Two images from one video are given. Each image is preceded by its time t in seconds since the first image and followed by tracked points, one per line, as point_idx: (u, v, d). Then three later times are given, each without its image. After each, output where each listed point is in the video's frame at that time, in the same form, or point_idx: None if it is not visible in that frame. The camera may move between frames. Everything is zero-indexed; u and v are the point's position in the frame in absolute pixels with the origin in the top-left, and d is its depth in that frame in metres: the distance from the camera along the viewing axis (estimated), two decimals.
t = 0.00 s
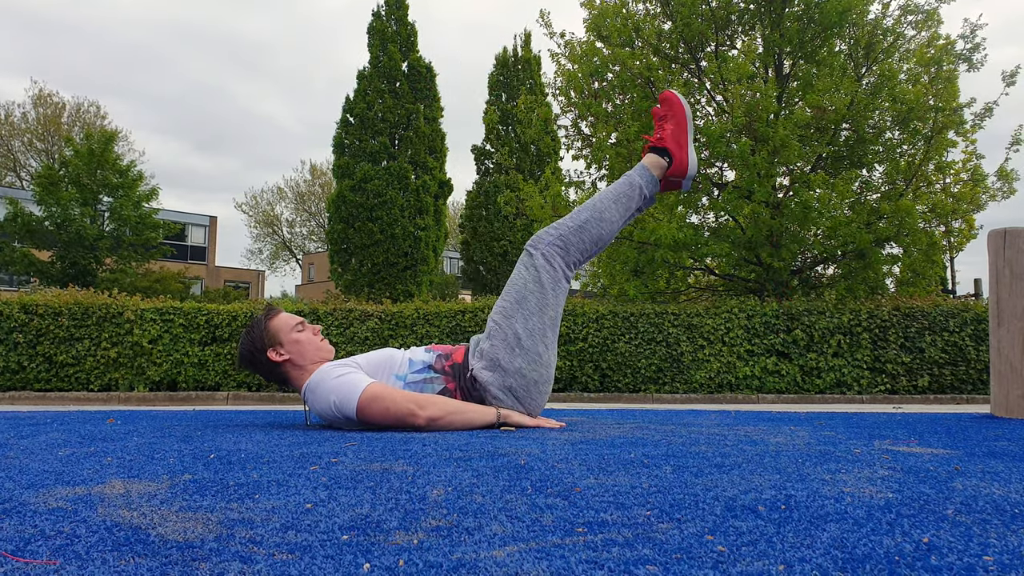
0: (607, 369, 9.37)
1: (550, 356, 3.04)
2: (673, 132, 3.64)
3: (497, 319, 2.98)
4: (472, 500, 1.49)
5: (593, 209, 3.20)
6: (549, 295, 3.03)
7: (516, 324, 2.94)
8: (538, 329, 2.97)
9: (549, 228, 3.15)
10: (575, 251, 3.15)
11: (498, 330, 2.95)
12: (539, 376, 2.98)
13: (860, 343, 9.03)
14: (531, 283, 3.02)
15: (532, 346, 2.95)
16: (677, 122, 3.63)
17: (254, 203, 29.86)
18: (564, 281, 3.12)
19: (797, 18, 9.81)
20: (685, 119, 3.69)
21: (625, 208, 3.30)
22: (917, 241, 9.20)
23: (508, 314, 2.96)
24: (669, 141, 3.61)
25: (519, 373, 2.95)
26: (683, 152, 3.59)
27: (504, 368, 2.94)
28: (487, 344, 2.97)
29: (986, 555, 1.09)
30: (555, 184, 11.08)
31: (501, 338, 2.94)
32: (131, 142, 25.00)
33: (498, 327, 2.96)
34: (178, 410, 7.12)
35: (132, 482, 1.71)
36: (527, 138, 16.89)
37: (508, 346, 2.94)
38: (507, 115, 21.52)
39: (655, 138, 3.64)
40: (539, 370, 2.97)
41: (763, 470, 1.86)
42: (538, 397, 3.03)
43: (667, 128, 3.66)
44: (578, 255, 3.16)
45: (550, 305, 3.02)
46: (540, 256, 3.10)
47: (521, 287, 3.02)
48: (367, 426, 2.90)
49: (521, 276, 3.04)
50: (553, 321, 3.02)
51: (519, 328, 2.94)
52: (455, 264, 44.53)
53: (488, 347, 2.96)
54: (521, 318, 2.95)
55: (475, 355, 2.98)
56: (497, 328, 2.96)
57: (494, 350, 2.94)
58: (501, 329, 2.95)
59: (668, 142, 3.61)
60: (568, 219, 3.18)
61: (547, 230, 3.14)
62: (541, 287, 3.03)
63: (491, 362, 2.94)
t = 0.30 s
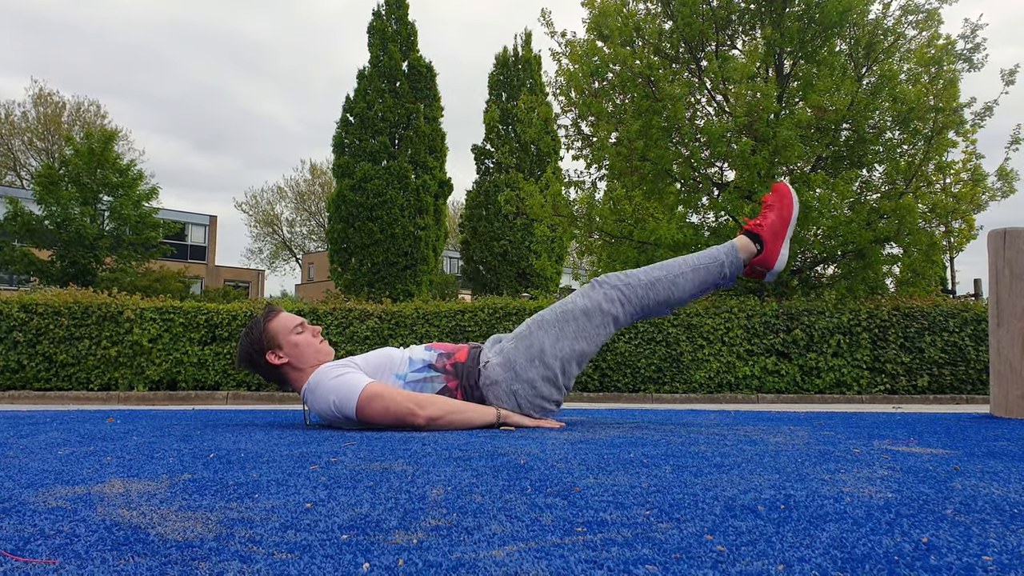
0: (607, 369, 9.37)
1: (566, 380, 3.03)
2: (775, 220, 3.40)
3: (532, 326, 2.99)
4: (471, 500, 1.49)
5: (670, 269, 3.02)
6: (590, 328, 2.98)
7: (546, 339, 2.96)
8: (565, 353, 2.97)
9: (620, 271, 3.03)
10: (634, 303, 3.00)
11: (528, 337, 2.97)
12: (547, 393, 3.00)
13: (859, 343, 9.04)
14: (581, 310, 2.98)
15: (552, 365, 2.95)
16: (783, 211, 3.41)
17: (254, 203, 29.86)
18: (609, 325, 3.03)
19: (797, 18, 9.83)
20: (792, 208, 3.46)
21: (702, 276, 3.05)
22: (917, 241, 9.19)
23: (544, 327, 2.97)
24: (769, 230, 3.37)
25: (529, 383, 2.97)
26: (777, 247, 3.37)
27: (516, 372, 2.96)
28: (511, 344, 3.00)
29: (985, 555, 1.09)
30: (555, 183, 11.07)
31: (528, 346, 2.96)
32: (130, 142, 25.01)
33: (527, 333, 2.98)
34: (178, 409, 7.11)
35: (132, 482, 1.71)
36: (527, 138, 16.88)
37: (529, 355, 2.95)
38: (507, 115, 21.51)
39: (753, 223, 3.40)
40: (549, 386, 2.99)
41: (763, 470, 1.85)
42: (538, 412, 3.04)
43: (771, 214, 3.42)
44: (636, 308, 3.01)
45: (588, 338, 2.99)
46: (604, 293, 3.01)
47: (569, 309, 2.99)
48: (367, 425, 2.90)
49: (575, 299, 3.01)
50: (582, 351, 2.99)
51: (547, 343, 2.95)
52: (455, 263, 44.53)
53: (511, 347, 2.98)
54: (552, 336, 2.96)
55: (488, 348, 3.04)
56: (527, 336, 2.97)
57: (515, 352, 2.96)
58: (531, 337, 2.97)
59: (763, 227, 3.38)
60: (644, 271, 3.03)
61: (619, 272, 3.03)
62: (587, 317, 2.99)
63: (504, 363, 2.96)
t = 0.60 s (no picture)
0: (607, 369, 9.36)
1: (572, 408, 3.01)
2: (829, 323, 2.98)
3: (560, 347, 2.98)
4: (471, 500, 1.49)
5: (715, 347, 2.82)
6: (611, 373, 2.91)
7: (566, 361, 2.95)
8: (579, 384, 2.94)
9: (665, 334, 2.89)
10: (663, 368, 2.85)
11: (551, 356, 2.96)
12: (549, 412, 3.00)
13: (860, 343, 9.04)
14: (612, 350, 2.91)
15: (561, 390, 2.95)
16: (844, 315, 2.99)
17: (254, 203, 29.87)
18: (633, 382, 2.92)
19: (797, 17, 9.85)
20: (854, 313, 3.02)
21: (744, 365, 2.80)
22: (917, 241, 9.19)
23: (570, 351, 2.96)
24: (821, 330, 2.95)
25: (535, 397, 2.98)
26: (823, 350, 2.95)
27: (525, 383, 2.97)
28: (533, 352, 3.01)
29: (986, 555, 1.09)
30: (555, 182, 11.07)
31: (547, 362, 2.96)
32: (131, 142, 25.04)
33: (552, 355, 2.97)
34: (178, 409, 7.11)
35: (132, 482, 1.71)
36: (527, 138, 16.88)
37: (542, 372, 2.96)
38: (507, 115, 21.52)
39: (805, 320, 3.00)
40: (552, 406, 2.99)
41: (763, 470, 1.85)
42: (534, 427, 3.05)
43: (826, 316, 3.00)
44: (662, 373, 2.85)
45: (606, 380, 2.92)
46: (640, 348, 2.89)
47: (600, 345, 2.94)
48: (367, 425, 2.89)
49: (609, 339, 2.94)
50: (596, 390, 2.94)
51: (565, 366, 2.94)
52: (455, 263, 44.53)
53: (531, 355, 3.00)
54: (571, 364, 2.94)
55: (508, 354, 3.05)
56: (550, 355, 2.97)
57: (532, 365, 2.97)
58: (553, 357, 2.96)
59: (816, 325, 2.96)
60: (688, 340, 2.86)
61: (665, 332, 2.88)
62: (613, 360, 2.91)
63: (516, 370, 2.98)
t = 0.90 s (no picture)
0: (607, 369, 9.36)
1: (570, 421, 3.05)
2: (847, 382, 2.99)
3: (576, 363, 2.98)
4: (471, 500, 1.49)
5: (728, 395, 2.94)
6: (620, 400, 2.96)
7: (578, 379, 2.96)
8: (586, 403, 2.98)
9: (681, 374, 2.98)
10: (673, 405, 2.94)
11: (567, 372, 2.96)
12: (546, 420, 3.02)
13: (859, 343, 9.04)
14: (627, 378, 2.95)
15: (567, 405, 2.98)
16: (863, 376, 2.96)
17: (254, 202, 29.86)
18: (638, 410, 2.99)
19: (797, 17, 9.84)
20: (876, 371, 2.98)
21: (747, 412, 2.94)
22: (917, 241, 9.18)
23: (586, 370, 2.96)
24: (836, 389, 3.00)
25: (539, 406, 2.99)
26: (836, 405, 3.05)
27: (533, 391, 2.98)
28: (547, 360, 3.00)
29: (986, 555, 1.09)
30: (555, 182, 11.06)
31: (560, 376, 2.96)
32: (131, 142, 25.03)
33: (566, 367, 2.97)
34: (178, 409, 7.10)
35: (132, 482, 1.71)
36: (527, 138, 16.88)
37: (552, 381, 2.97)
38: (507, 115, 21.52)
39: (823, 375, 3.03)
40: (552, 416, 3.01)
41: (763, 471, 1.85)
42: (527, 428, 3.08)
43: (845, 373, 3.00)
44: (668, 410, 2.94)
45: (613, 404, 2.97)
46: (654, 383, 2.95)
47: (617, 370, 2.96)
48: (367, 427, 2.89)
49: (626, 366, 2.97)
50: (600, 412, 2.99)
51: (576, 384, 2.96)
52: (455, 263, 44.53)
53: (545, 364, 2.98)
54: (583, 381, 2.95)
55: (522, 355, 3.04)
56: (565, 366, 2.97)
57: (545, 376, 2.97)
58: (568, 374, 2.96)
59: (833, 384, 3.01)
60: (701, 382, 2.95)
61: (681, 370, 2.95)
62: (625, 387, 2.95)
63: (527, 373, 2.97)
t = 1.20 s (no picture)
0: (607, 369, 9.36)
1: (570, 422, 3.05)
2: (844, 380, 3.00)
3: (576, 363, 2.98)
4: (472, 500, 1.49)
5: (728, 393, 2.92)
6: (619, 399, 2.95)
7: (578, 377, 2.96)
8: (585, 402, 2.98)
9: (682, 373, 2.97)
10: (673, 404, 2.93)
11: (568, 371, 2.96)
12: (545, 420, 3.02)
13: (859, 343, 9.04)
14: (626, 376, 2.94)
15: (568, 404, 2.99)
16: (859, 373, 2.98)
17: (254, 202, 29.87)
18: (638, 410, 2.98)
19: (797, 17, 9.86)
20: (872, 368, 2.99)
21: (748, 410, 2.93)
22: (917, 241, 9.17)
23: (585, 369, 2.96)
24: (834, 386, 3.00)
25: (539, 406, 2.99)
26: (834, 403, 3.04)
27: (532, 390, 2.98)
28: (546, 359, 3.00)
29: (986, 555, 1.09)
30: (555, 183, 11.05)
31: (560, 374, 2.96)
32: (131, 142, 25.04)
33: (565, 366, 2.97)
34: (179, 410, 7.10)
35: (132, 482, 1.71)
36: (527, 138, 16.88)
37: (552, 380, 2.97)
38: (507, 115, 21.52)
39: (820, 372, 3.04)
40: (551, 415, 3.01)
41: (763, 471, 1.85)
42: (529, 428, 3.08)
43: (841, 370, 3.01)
44: (668, 409, 2.93)
45: (613, 404, 2.97)
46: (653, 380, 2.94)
47: (616, 370, 2.96)
48: (366, 427, 2.89)
49: (625, 365, 2.97)
50: (599, 411, 2.98)
51: (576, 383, 2.96)
52: (455, 263, 44.57)
53: (544, 363, 2.98)
54: (583, 380, 2.95)
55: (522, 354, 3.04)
56: (565, 366, 2.97)
57: (543, 376, 2.97)
58: (568, 374, 2.96)
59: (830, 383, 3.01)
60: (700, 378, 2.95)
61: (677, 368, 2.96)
62: (624, 386, 2.94)
63: (526, 373, 2.97)
